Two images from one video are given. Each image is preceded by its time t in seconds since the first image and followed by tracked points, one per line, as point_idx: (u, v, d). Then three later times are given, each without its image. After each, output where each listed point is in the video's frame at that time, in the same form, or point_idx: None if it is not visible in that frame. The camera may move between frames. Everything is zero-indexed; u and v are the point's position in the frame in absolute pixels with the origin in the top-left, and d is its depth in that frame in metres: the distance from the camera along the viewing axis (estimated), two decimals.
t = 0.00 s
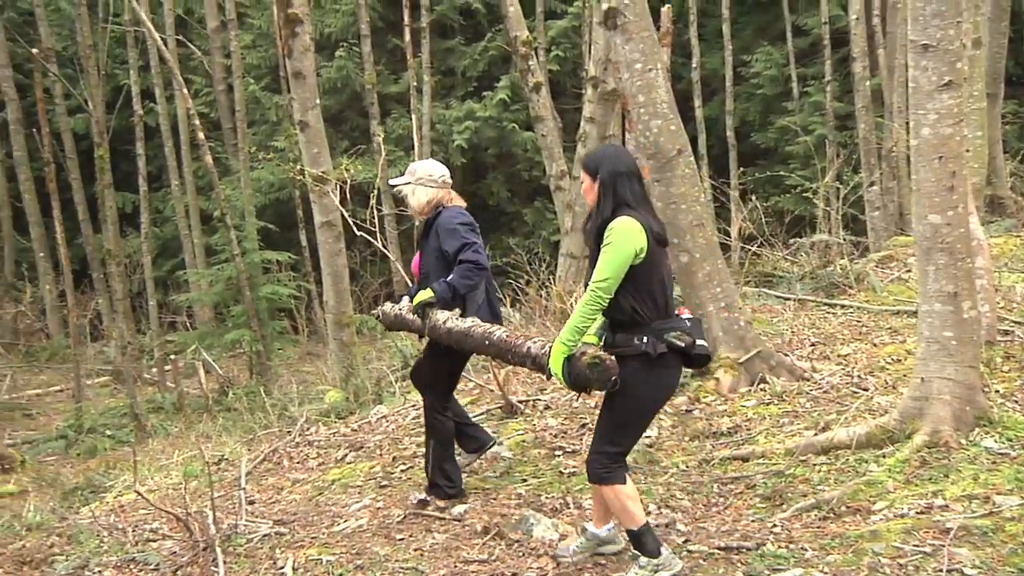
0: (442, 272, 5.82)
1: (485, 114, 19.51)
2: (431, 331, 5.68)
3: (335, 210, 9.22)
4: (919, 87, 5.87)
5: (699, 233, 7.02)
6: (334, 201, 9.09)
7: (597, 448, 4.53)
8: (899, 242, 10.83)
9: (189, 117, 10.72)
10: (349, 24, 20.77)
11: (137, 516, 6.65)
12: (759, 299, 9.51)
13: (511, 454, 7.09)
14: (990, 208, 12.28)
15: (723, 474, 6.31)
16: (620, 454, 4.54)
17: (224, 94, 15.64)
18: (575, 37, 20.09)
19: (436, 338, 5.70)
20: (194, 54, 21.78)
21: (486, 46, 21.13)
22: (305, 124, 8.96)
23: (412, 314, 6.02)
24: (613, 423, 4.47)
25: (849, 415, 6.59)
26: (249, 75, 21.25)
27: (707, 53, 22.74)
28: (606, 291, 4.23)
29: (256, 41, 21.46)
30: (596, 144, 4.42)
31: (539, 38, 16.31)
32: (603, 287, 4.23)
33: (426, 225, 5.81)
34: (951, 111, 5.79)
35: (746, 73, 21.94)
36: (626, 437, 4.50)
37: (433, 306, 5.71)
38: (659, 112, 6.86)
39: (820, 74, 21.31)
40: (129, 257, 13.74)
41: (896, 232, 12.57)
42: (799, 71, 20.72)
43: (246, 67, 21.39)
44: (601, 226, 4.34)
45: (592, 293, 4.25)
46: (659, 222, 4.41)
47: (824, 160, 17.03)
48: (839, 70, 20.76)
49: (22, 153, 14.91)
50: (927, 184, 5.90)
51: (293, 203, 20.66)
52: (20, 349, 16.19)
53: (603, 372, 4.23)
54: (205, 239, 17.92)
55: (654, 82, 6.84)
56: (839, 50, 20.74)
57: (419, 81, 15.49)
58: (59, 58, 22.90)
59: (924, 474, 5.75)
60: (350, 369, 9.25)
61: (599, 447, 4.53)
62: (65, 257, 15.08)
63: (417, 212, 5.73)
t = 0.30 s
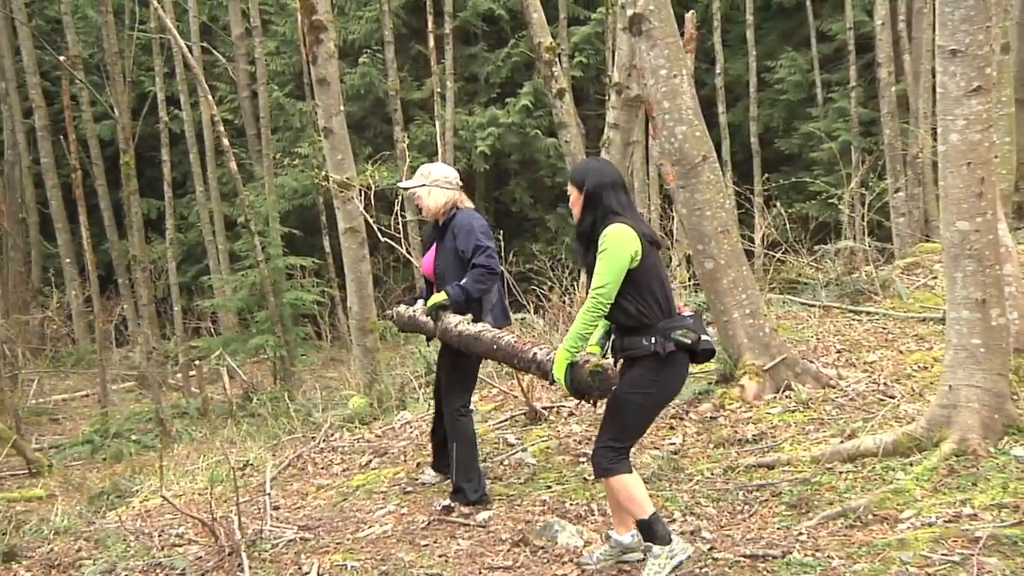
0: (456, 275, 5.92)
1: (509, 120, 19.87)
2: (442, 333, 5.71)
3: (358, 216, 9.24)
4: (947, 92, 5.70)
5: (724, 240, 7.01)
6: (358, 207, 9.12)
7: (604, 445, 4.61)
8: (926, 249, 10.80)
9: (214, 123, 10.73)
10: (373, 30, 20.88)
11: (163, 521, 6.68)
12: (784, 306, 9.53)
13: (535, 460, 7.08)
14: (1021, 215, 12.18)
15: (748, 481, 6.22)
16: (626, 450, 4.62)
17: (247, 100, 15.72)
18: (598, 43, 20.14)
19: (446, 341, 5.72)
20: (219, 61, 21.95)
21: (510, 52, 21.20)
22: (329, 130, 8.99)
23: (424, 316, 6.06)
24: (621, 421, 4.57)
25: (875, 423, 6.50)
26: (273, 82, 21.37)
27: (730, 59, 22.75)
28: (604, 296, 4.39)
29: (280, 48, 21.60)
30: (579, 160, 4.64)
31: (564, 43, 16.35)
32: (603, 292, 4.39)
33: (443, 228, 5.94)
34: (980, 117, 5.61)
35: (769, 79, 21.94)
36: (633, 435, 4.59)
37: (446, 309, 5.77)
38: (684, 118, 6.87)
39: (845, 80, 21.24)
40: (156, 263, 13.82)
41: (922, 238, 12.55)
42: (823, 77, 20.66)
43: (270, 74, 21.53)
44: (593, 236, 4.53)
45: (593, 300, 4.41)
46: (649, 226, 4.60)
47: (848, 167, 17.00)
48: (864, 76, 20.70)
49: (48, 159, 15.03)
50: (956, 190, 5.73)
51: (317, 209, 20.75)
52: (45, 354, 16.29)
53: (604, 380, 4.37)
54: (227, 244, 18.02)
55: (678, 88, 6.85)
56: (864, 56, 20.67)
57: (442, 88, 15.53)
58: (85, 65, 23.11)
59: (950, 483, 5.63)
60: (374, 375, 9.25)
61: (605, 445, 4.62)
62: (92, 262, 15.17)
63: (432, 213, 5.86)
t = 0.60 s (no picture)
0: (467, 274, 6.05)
1: (526, 124, 19.90)
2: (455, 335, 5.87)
3: (377, 220, 9.24)
4: (969, 96, 5.53)
5: (744, 244, 6.98)
6: (377, 212, 9.13)
7: (618, 443, 4.66)
8: (948, 253, 10.75)
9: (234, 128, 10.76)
10: (390, 35, 20.94)
11: (183, 525, 6.69)
12: (803, 310, 9.51)
13: (554, 465, 7.06)
14: None
15: (769, 486, 6.15)
16: (639, 447, 4.66)
17: (266, 105, 15.78)
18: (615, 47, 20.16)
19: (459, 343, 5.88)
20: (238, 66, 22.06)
21: (527, 57, 21.23)
22: (348, 135, 9.00)
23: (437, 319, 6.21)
24: (632, 419, 4.62)
25: (897, 428, 6.43)
26: (291, 86, 21.46)
27: (748, 64, 22.75)
28: (605, 297, 4.43)
29: (298, 53, 21.69)
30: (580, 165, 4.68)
31: (581, 48, 16.36)
32: (603, 293, 4.43)
33: (452, 228, 6.07)
34: (1003, 120, 5.43)
35: (787, 83, 21.92)
36: (647, 433, 4.64)
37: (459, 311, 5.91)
38: (703, 122, 6.86)
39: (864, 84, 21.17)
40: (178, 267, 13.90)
41: (943, 242, 12.49)
42: (842, 80, 20.58)
43: (289, 79, 21.62)
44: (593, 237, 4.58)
45: (593, 301, 4.44)
46: (651, 225, 4.64)
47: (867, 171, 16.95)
48: (883, 80, 20.64)
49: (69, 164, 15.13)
50: (978, 194, 5.55)
51: (334, 214, 20.82)
52: (65, 357, 16.40)
53: (607, 380, 4.56)
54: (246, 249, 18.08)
55: (698, 92, 6.84)
56: (883, 60, 20.60)
57: (460, 92, 15.53)
58: (106, 70, 23.28)
59: (973, 488, 5.48)
60: (393, 379, 9.25)
61: (617, 444, 4.67)
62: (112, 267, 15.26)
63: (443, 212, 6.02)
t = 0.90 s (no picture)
0: (474, 274, 6.08)
1: (538, 123, 19.93)
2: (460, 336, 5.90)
3: (388, 218, 9.24)
4: (986, 94, 5.39)
5: (756, 243, 6.97)
6: (389, 209, 9.13)
7: (625, 446, 4.62)
8: (962, 253, 10.75)
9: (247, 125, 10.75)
10: (402, 33, 20.96)
11: (196, 522, 6.71)
12: (815, 310, 9.51)
13: (566, 463, 7.06)
14: None
15: (782, 485, 6.10)
16: (646, 448, 4.62)
17: (277, 103, 15.80)
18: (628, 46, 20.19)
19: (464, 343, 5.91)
20: (250, 64, 22.10)
21: (539, 55, 21.22)
22: (360, 133, 9.00)
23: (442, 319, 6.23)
24: (637, 420, 4.59)
25: (909, 428, 6.39)
26: (304, 84, 21.50)
27: (760, 63, 22.75)
28: (604, 299, 4.42)
29: (310, 51, 21.72)
30: (580, 167, 4.68)
31: (593, 46, 16.36)
32: (602, 295, 4.43)
33: (464, 227, 6.11)
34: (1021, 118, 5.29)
35: (800, 82, 21.88)
36: (652, 433, 4.61)
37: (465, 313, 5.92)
38: (717, 121, 6.86)
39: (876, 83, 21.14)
40: (192, 263, 13.93)
41: (956, 242, 12.49)
42: (854, 79, 20.55)
43: (301, 77, 21.66)
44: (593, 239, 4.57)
45: (593, 303, 4.44)
46: (651, 225, 4.61)
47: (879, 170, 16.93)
48: (896, 79, 20.61)
49: (82, 162, 15.17)
50: (994, 193, 5.40)
51: (345, 212, 20.86)
52: (78, 354, 16.47)
53: (608, 383, 4.54)
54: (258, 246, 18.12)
55: (711, 90, 6.83)
56: (896, 59, 20.57)
57: (471, 90, 15.52)
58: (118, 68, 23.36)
59: (988, 488, 5.36)
60: (404, 377, 9.25)
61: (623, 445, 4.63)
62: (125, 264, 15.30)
63: (457, 209, 6.02)
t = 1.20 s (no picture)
0: (471, 266, 6.08)
1: (538, 112, 19.94)
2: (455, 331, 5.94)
3: (389, 207, 9.23)
4: (990, 84, 5.34)
5: (757, 233, 6.98)
6: (389, 198, 9.12)
7: (618, 444, 4.61)
8: (962, 243, 10.76)
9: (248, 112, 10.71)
10: (403, 22, 20.90)
11: (197, 510, 6.72)
12: (816, 299, 9.53)
13: (567, 453, 7.06)
14: None
15: (783, 475, 6.09)
16: (637, 447, 4.62)
17: (278, 92, 15.77)
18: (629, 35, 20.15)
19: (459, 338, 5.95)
20: (250, 52, 22.03)
21: (540, 45, 21.19)
22: (360, 122, 8.97)
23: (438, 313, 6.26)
24: (627, 418, 4.58)
25: (911, 418, 6.39)
26: (304, 73, 21.45)
27: (761, 52, 22.74)
28: (590, 296, 4.42)
29: (310, 39, 21.65)
30: (564, 163, 4.66)
31: (594, 36, 16.32)
32: (588, 293, 4.43)
33: (459, 220, 6.08)
34: None
35: (801, 71, 21.88)
36: (642, 431, 4.61)
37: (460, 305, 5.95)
38: (719, 110, 6.85)
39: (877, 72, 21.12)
40: (194, 251, 13.91)
41: (956, 232, 12.51)
42: (855, 69, 20.54)
43: (301, 65, 21.61)
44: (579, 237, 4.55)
45: (579, 301, 4.44)
46: (637, 221, 4.60)
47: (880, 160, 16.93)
48: (897, 69, 20.60)
49: (82, 150, 15.12)
50: (998, 182, 5.34)
51: (345, 202, 20.84)
52: (78, 343, 16.46)
53: (594, 382, 4.63)
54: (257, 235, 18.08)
55: (713, 79, 6.82)
56: (897, 49, 20.55)
57: (472, 79, 15.48)
58: (118, 56, 23.28)
59: (989, 478, 5.35)
60: (404, 366, 9.25)
61: (615, 444, 4.63)
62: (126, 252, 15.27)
63: (451, 204, 5.99)
